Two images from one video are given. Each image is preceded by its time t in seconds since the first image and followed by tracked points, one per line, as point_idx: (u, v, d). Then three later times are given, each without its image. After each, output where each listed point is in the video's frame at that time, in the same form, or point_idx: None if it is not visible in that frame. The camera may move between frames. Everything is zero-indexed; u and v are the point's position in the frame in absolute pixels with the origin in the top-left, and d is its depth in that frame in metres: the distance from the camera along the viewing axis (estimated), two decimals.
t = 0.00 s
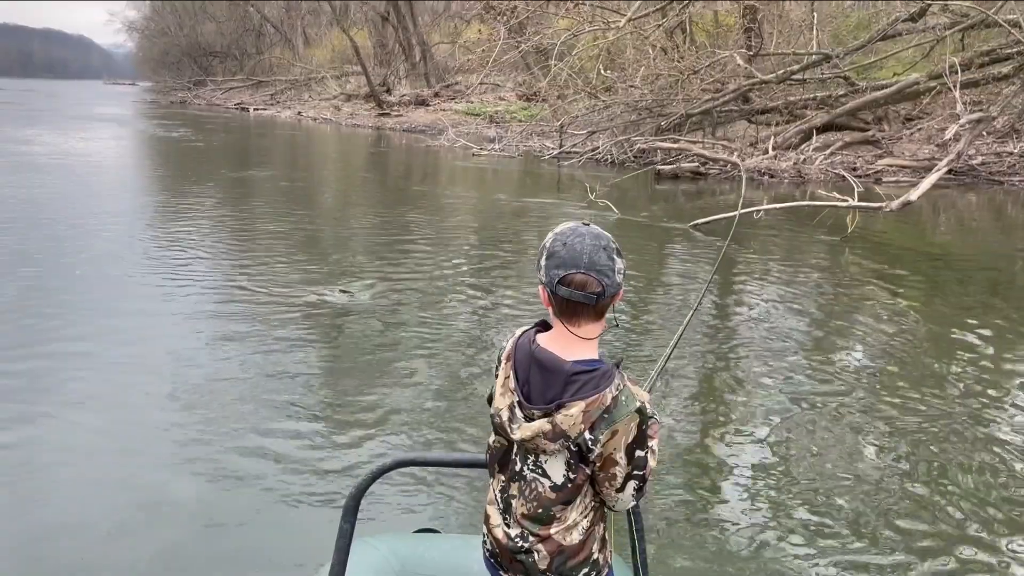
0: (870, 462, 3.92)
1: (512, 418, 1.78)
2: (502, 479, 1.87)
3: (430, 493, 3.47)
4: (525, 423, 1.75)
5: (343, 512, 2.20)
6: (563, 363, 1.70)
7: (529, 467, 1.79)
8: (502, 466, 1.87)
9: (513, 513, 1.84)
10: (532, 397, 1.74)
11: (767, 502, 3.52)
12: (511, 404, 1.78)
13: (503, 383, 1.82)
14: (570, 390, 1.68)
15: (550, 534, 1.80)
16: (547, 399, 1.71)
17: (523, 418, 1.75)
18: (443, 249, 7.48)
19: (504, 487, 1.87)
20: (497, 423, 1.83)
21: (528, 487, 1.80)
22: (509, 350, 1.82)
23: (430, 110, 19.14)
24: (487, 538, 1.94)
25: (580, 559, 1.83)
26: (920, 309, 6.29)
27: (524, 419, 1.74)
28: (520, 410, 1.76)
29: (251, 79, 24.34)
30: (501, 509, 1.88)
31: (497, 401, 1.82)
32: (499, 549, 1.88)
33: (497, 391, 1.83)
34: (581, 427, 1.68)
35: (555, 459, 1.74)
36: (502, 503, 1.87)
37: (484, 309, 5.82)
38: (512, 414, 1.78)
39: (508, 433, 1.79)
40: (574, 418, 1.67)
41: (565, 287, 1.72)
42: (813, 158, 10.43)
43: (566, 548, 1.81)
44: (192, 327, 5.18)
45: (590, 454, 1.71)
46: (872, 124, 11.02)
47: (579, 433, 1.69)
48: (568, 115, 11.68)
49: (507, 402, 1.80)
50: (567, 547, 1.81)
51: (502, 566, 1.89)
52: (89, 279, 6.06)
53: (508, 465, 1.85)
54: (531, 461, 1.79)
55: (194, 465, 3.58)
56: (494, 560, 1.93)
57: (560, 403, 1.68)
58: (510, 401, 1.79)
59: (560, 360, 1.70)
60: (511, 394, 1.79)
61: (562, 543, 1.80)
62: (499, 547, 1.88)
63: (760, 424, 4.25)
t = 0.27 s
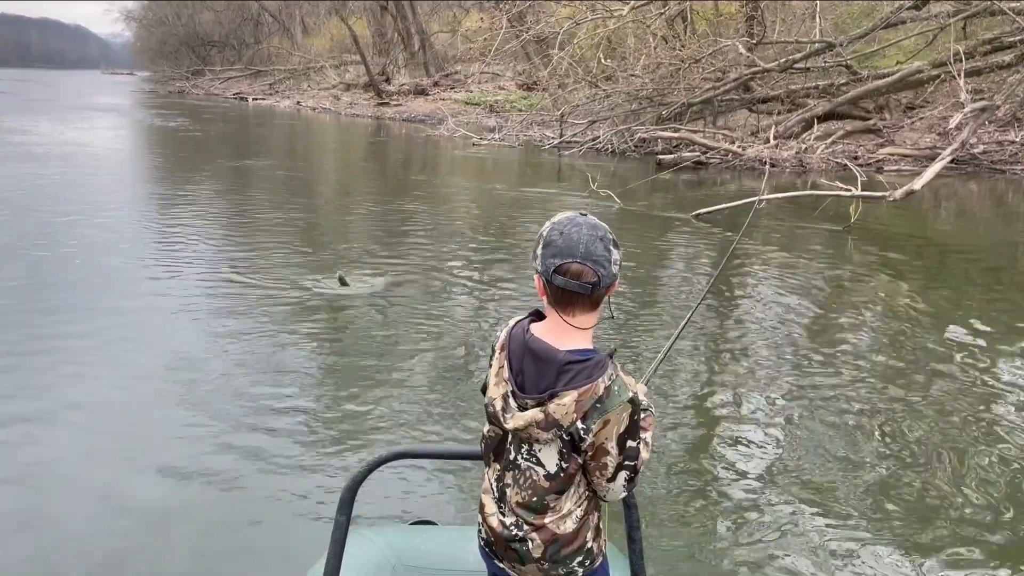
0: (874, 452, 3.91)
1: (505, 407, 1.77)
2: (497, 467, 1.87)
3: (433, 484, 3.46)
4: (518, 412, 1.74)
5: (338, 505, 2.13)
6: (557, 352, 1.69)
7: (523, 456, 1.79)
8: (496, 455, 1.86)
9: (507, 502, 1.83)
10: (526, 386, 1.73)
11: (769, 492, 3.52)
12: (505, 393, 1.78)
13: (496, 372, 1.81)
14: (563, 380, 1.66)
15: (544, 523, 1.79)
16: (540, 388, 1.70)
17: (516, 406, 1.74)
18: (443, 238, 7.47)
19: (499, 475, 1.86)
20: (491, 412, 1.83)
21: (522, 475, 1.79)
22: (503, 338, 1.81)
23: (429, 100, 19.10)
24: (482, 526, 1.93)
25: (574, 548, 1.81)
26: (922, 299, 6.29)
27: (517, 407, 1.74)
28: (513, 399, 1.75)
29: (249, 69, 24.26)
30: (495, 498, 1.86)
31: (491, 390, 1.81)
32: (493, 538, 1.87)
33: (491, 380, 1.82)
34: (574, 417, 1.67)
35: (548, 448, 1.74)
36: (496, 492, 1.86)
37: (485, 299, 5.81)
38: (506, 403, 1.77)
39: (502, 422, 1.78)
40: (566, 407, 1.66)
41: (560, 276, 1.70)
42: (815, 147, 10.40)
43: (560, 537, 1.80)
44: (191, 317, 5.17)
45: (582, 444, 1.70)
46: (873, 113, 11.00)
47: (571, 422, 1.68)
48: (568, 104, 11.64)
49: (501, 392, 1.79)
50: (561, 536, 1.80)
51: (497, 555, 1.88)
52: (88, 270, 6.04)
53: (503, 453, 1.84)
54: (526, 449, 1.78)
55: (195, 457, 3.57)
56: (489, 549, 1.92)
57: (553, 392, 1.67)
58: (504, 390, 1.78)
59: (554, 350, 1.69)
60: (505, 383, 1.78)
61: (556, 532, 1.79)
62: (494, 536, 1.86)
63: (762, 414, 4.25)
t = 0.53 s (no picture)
0: (875, 441, 3.91)
1: (492, 396, 1.78)
2: (486, 455, 1.87)
3: (433, 476, 3.45)
4: (504, 402, 1.74)
5: (331, 498, 2.14)
6: (543, 343, 1.68)
7: (510, 445, 1.79)
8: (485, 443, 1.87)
9: (495, 490, 1.83)
10: (512, 376, 1.73)
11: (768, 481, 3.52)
12: (492, 382, 1.79)
13: (484, 362, 1.82)
14: (549, 370, 1.66)
15: (532, 512, 1.78)
16: (526, 378, 1.70)
17: (503, 396, 1.74)
18: (440, 229, 7.44)
19: (488, 464, 1.86)
20: (479, 401, 1.84)
21: (509, 464, 1.79)
22: (492, 328, 1.81)
23: (424, 90, 19.02)
24: (473, 515, 1.92)
25: (563, 537, 1.80)
26: (921, 288, 6.29)
27: (504, 397, 1.74)
28: (499, 388, 1.76)
29: (243, 60, 24.15)
30: (484, 486, 1.87)
31: (480, 379, 1.82)
32: (483, 526, 1.87)
33: (479, 369, 1.83)
34: (559, 408, 1.66)
35: (534, 437, 1.74)
36: (485, 480, 1.86)
37: (483, 290, 5.79)
38: (492, 392, 1.78)
39: (489, 411, 1.79)
40: (551, 398, 1.66)
41: (547, 266, 1.69)
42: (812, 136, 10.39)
43: (549, 526, 1.78)
44: (186, 308, 5.15)
45: (567, 434, 1.69)
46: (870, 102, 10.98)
47: (556, 413, 1.67)
48: (564, 94, 11.60)
49: (488, 381, 1.80)
50: (550, 525, 1.78)
51: (487, 544, 1.88)
52: (82, 262, 6.01)
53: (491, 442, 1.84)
54: (512, 438, 1.78)
55: (191, 450, 3.56)
56: (480, 537, 1.91)
57: (538, 382, 1.67)
58: (492, 379, 1.79)
59: (540, 341, 1.68)
60: (492, 372, 1.79)
61: (544, 520, 1.77)
62: (484, 524, 1.86)
63: (762, 403, 4.24)
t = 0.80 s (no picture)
0: (878, 433, 3.90)
1: (485, 389, 1.77)
2: (478, 448, 1.85)
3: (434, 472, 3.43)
4: (497, 395, 1.72)
5: (324, 492, 2.11)
6: (535, 337, 1.66)
7: (503, 438, 1.77)
8: (477, 436, 1.84)
9: (488, 483, 1.81)
10: (505, 369, 1.72)
11: (770, 474, 3.50)
12: (485, 375, 1.77)
13: (477, 354, 1.80)
14: (541, 364, 1.64)
15: (525, 503, 1.76)
16: (519, 372, 1.68)
17: (496, 389, 1.73)
18: (437, 222, 7.41)
19: (481, 457, 1.84)
20: (471, 394, 1.81)
21: (502, 456, 1.77)
22: (484, 322, 1.80)
23: (419, 82, 18.96)
24: (466, 507, 1.91)
25: (557, 528, 1.78)
26: (920, 279, 6.28)
27: (496, 391, 1.73)
28: (492, 381, 1.74)
29: (236, 52, 24.04)
30: (477, 478, 1.85)
31: (472, 372, 1.80)
32: (477, 517, 1.85)
33: (472, 362, 1.81)
34: (550, 402, 1.64)
35: (527, 431, 1.72)
36: (478, 473, 1.85)
37: (480, 283, 5.77)
38: (486, 385, 1.76)
39: (481, 404, 1.77)
40: (543, 392, 1.64)
41: (540, 260, 1.68)
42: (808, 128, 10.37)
43: (542, 517, 1.76)
44: (182, 303, 5.12)
45: (559, 428, 1.67)
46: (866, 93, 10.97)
47: (548, 408, 1.65)
48: (561, 86, 11.57)
49: (480, 374, 1.78)
50: (543, 516, 1.76)
51: (482, 535, 1.86)
52: (76, 256, 5.96)
53: (484, 435, 1.82)
54: (506, 431, 1.75)
55: (186, 446, 3.52)
56: (474, 529, 1.89)
57: (531, 376, 1.65)
58: (484, 372, 1.77)
59: (532, 334, 1.67)
60: (485, 366, 1.77)
61: (538, 512, 1.76)
62: (478, 516, 1.85)
63: (762, 395, 4.23)
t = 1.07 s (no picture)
0: (884, 425, 3.89)
1: (487, 378, 1.74)
2: (478, 437, 1.82)
3: (438, 466, 3.40)
4: (499, 383, 1.70)
5: (321, 482, 2.11)
6: (538, 325, 1.65)
7: (504, 427, 1.74)
8: (478, 425, 1.82)
9: (489, 472, 1.79)
10: (507, 357, 1.69)
11: (776, 466, 3.49)
12: (486, 364, 1.74)
13: (479, 343, 1.77)
14: (544, 352, 1.62)
15: (526, 492, 1.74)
16: (521, 360, 1.67)
17: (498, 377, 1.70)
18: (435, 216, 7.39)
19: (481, 446, 1.81)
20: (473, 383, 1.79)
21: (504, 445, 1.75)
22: (486, 311, 1.77)
23: (415, 76, 18.90)
24: (466, 497, 1.88)
25: (557, 517, 1.76)
26: (921, 271, 6.28)
27: (498, 379, 1.70)
28: (494, 370, 1.72)
29: (230, 46, 23.92)
30: (478, 468, 1.82)
31: (474, 361, 1.78)
32: (477, 508, 1.83)
33: (474, 351, 1.78)
34: (553, 390, 1.63)
35: (529, 419, 1.69)
36: (479, 462, 1.82)
37: (481, 277, 5.74)
38: (487, 374, 1.73)
39: (483, 393, 1.75)
40: (546, 379, 1.62)
41: (542, 247, 1.66)
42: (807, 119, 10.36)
43: (543, 507, 1.74)
44: (180, 297, 5.09)
45: (561, 416, 1.65)
46: (863, 85, 10.96)
47: (551, 395, 1.63)
48: (558, 79, 11.54)
49: (483, 363, 1.75)
50: (544, 505, 1.74)
51: (482, 525, 1.84)
52: (72, 252, 5.92)
53: (484, 424, 1.80)
54: (507, 420, 1.73)
55: (184, 443, 3.48)
56: (474, 519, 1.87)
57: (533, 364, 1.63)
58: (486, 361, 1.75)
59: (535, 322, 1.65)
60: (487, 354, 1.74)
61: (538, 501, 1.74)
62: (478, 506, 1.82)
63: (766, 388, 4.21)
